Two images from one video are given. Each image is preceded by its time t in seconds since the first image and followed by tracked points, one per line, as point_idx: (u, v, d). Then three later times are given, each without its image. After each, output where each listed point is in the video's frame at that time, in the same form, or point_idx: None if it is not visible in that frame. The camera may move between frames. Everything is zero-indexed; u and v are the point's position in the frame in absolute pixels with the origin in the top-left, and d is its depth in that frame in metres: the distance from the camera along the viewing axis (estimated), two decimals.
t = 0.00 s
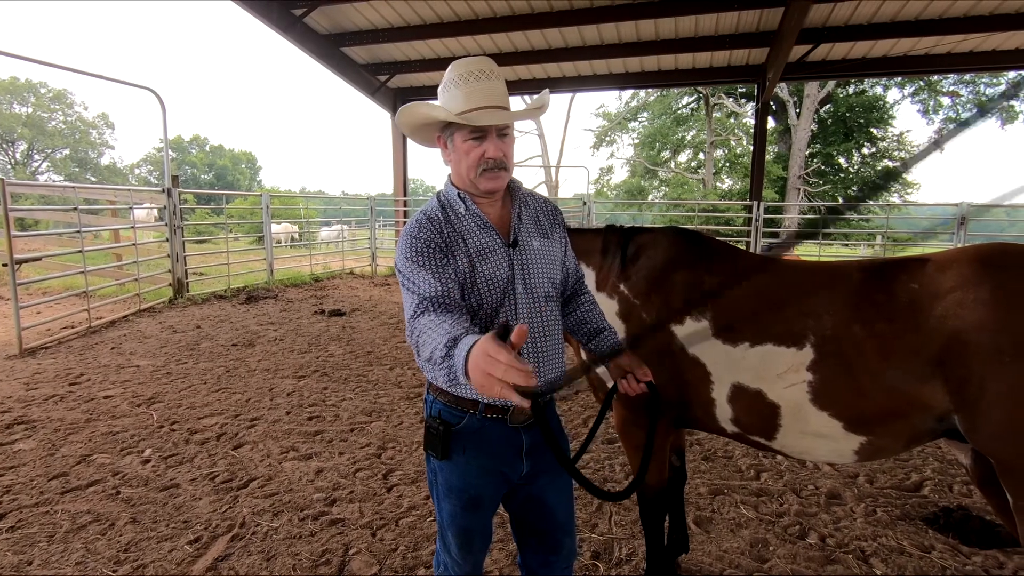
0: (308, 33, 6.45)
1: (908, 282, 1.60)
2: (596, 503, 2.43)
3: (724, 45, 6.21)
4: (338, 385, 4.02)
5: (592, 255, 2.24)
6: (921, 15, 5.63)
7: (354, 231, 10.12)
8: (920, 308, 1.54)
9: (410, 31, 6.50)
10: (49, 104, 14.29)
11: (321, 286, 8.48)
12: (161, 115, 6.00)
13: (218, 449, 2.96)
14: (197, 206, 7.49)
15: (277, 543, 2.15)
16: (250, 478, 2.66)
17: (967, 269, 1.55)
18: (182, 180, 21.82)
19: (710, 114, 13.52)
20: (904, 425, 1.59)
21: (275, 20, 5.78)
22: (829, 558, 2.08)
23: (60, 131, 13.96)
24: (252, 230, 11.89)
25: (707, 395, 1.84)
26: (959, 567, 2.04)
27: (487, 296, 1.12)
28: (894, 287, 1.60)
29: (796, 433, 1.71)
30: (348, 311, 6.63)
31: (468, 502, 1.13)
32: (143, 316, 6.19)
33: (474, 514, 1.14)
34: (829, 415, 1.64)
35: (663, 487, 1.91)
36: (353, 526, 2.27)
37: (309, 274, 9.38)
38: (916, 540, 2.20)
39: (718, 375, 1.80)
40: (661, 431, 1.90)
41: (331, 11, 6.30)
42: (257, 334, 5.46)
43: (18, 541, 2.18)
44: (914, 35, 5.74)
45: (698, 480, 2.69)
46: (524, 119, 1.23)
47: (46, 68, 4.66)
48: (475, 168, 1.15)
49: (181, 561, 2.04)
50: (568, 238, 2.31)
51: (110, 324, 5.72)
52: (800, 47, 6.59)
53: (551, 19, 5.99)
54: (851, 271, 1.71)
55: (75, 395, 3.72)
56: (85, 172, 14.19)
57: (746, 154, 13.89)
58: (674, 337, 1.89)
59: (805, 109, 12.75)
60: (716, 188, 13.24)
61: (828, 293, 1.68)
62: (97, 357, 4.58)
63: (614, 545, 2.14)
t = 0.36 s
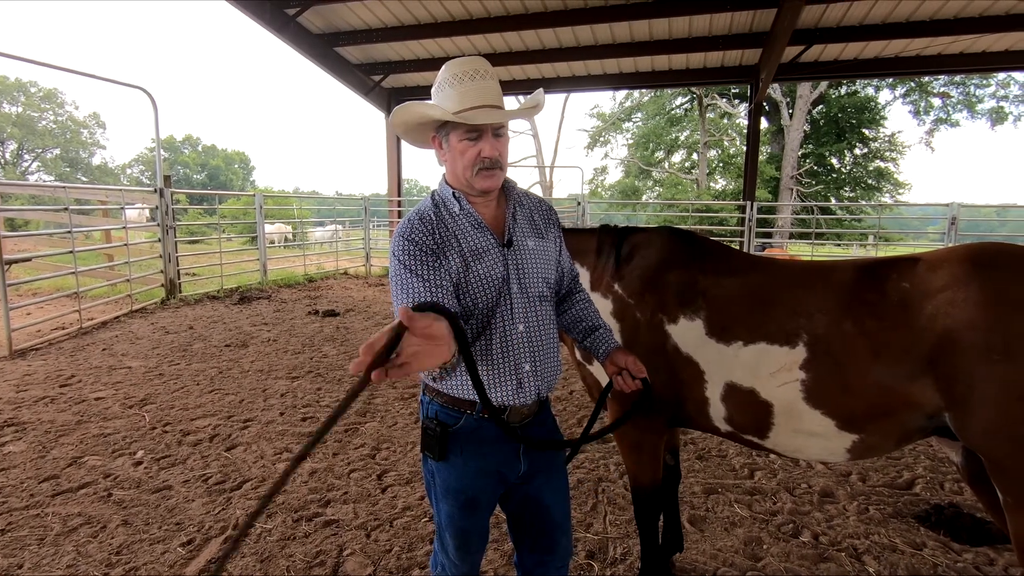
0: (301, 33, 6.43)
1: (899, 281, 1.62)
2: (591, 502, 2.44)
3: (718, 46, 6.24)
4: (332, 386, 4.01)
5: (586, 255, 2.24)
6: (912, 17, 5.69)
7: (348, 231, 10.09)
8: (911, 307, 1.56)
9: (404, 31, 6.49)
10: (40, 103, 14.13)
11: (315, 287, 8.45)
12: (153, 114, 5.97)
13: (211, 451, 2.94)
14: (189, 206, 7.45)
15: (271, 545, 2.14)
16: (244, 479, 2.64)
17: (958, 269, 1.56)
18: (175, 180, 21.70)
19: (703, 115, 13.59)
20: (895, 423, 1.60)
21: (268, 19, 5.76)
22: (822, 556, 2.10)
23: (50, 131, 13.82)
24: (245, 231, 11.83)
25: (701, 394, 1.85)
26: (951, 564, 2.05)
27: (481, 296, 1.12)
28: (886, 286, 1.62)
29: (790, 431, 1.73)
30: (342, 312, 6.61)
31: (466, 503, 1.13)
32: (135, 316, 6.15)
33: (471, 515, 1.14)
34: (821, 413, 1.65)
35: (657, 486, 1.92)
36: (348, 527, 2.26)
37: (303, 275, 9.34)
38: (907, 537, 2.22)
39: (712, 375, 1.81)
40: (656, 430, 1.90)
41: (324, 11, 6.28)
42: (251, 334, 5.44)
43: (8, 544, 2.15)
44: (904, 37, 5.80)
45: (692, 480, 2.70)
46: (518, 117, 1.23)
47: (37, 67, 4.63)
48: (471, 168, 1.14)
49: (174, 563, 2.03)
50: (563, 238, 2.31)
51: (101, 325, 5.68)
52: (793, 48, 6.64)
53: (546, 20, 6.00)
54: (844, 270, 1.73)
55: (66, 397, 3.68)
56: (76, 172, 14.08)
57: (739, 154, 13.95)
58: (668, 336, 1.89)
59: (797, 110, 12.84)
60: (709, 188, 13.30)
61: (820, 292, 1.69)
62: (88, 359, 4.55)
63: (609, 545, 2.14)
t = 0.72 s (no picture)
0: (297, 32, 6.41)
1: (892, 280, 1.63)
2: (586, 501, 2.44)
3: (713, 46, 6.25)
4: (327, 386, 4.00)
5: (583, 255, 2.24)
6: (907, 17, 5.72)
7: (343, 230, 10.07)
8: (905, 306, 1.57)
9: (401, 30, 6.48)
10: (33, 101, 13.98)
11: (310, 286, 8.42)
12: (148, 113, 5.94)
13: (206, 450, 2.93)
14: (184, 206, 7.41)
15: (266, 545, 2.14)
16: (239, 479, 2.63)
17: (952, 267, 1.57)
18: (169, 179, 21.62)
19: (699, 114, 13.63)
20: (889, 422, 1.61)
21: (263, 17, 5.75)
22: (817, 554, 2.11)
23: (43, 129, 13.68)
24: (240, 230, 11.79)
25: (697, 393, 1.85)
26: (944, 561, 2.07)
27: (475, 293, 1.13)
28: (880, 285, 1.63)
29: (784, 430, 1.73)
30: (337, 311, 6.59)
31: (460, 501, 1.13)
32: (129, 316, 6.12)
33: (465, 513, 1.14)
34: (816, 412, 1.66)
35: (653, 485, 1.92)
36: (343, 527, 2.26)
37: (298, 274, 9.32)
38: (901, 535, 2.23)
39: (707, 374, 1.81)
40: (651, 429, 1.91)
41: (320, 10, 6.27)
42: (246, 334, 5.42)
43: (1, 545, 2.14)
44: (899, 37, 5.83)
45: (688, 478, 2.71)
46: (513, 115, 1.23)
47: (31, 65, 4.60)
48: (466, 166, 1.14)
49: (169, 563, 2.02)
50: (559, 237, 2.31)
51: (95, 325, 5.65)
52: (788, 49, 6.66)
53: (542, 19, 6.00)
54: (838, 269, 1.73)
55: (60, 396, 3.66)
56: (69, 170, 14.01)
57: (735, 154, 13.99)
58: (663, 335, 1.89)
59: (793, 110, 12.90)
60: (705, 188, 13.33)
61: (814, 291, 1.70)
62: (82, 358, 4.52)
63: (605, 544, 2.15)
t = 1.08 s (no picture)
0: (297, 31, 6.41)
1: (889, 282, 1.63)
2: (585, 502, 2.44)
3: (713, 47, 6.26)
4: (326, 385, 4.00)
5: (581, 255, 2.25)
6: (905, 19, 5.74)
7: (343, 230, 10.07)
8: (901, 307, 1.57)
9: (400, 30, 6.48)
10: (31, 99, 13.93)
11: (309, 286, 8.42)
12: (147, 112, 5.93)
13: (204, 450, 2.93)
14: (183, 205, 7.39)
15: (264, 545, 2.14)
16: (237, 479, 2.63)
17: (947, 269, 1.58)
18: (168, 178, 21.67)
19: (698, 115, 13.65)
20: (886, 422, 1.61)
21: (263, 16, 5.74)
22: (814, 555, 2.11)
23: (42, 128, 13.66)
24: (239, 229, 11.79)
25: (694, 394, 1.86)
26: (941, 562, 2.07)
27: (472, 296, 1.12)
28: (876, 286, 1.63)
29: (780, 430, 1.74)
30: (336, 311, 6.59)
31: (456, 500, 1.13)
32: (128, 315, 6.11)
33: (461, 513, 1.14)
34: (812, 412, 1.66)
35: (650, 485, 1.93)
36: (342, 526, 2.26)
37: (297, 274, 9.32)
38: (898, 536, 2.24)
39: (704, 374, 1.82)
40: (649, 429, 1.91)
41: (320, 10, 6.27)
42: (245, 333, 5.42)
43: None
44: (898, 39, 5.84)
45: (686, 479, 2.71)
46: (511, 116, 1.23)
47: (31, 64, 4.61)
48: (465, 167, 1.14)
49: (167, 563, 2.02)
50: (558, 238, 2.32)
51: (94, 324, 5.64)
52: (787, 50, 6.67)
53: (542, 19, 6.00)
54: (835, 271, 1.74)
55: (58, 396, 3.66)
56: (68, 170, 14.03)
57: (734, 155, 14.01)
58: (661, 336, 1.90)
59: (792, 111, 12.93)
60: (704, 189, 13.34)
61: (811, 292, 1.71)
62: (80, 358, 4.52)
63: (603, 544, 2.15)
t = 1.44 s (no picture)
0: (298, 31, 6.41)
1: (889, 282, 1.63)
2: (585, 502, 2.44)
3: (714, 46, 6.25)
4: (327, 385, 4.00)
5: (581, 255, 2.24)
6: (907, 18, 5.72)
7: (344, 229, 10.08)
8: (901, 308, 1.57)
9: (401, 30, 6.48)
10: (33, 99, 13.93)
11: (310, 286, 8.43)
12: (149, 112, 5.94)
13: (206, 449, 2.93)
14: (185, 204, 7.40)
15: (265, 545, 2.14)
16: (238, 478, 2.64)
17: (947, 269, 1.57)
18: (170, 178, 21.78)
19: (700, 115, 13.63)
20: (885, 422, 1.61)
21: (264, 16, 5.75)
22: (815, 555, 2.11)
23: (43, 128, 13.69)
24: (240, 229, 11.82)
25: (695, 394, 1.85)
26: (942, 563, 2.07)
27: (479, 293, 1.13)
28: (876, 286, 1.63)
29: (780, 430, 1.73)
30: (337, 311, 6.59)
31: (460, 501, 1.13)
32: (130, 314, 6.12)
33: (465, 514, 1.14)
34: (813, 412, 1.66)
35: (651, 485, 1.92)
36: (342, 526, 2.26)
37: (298, 273, 9.32)
38: (900, 536, 2.24)
39: (705, 374, 1.81)
40: (650, 429, 1.91)
41: (321, 10, 6.27)
42: (246, 333, 5.42)
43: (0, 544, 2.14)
44: (901, 38, 5.82)
45: (687, 479, 2.71)
46: (515, 115, 1.23)
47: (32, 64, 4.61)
48: (470, 166, 1.14)
49: (168, 562, 2.03)
50: (558, 238, 2.31)
51: (95, 324, 5.65)
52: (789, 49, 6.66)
53: (543, 19, 6.00)
54: (835, 271, 1.74)
55: (59, 395, 3.66)
56: (69, 169, 14.08)
57: (735, 154, 13.99)
58: (662, 335, 1.89)
59: (793, 111, 12.91)
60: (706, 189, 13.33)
61: (811, 291, 1.70)
62: (82, 357, 4.53)
63: (604, 544, 2.15)
